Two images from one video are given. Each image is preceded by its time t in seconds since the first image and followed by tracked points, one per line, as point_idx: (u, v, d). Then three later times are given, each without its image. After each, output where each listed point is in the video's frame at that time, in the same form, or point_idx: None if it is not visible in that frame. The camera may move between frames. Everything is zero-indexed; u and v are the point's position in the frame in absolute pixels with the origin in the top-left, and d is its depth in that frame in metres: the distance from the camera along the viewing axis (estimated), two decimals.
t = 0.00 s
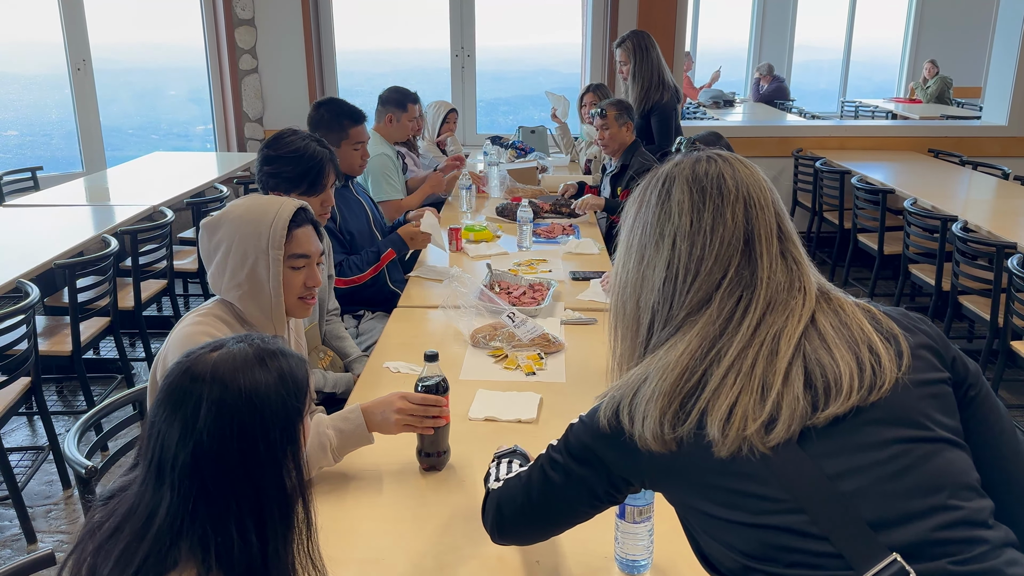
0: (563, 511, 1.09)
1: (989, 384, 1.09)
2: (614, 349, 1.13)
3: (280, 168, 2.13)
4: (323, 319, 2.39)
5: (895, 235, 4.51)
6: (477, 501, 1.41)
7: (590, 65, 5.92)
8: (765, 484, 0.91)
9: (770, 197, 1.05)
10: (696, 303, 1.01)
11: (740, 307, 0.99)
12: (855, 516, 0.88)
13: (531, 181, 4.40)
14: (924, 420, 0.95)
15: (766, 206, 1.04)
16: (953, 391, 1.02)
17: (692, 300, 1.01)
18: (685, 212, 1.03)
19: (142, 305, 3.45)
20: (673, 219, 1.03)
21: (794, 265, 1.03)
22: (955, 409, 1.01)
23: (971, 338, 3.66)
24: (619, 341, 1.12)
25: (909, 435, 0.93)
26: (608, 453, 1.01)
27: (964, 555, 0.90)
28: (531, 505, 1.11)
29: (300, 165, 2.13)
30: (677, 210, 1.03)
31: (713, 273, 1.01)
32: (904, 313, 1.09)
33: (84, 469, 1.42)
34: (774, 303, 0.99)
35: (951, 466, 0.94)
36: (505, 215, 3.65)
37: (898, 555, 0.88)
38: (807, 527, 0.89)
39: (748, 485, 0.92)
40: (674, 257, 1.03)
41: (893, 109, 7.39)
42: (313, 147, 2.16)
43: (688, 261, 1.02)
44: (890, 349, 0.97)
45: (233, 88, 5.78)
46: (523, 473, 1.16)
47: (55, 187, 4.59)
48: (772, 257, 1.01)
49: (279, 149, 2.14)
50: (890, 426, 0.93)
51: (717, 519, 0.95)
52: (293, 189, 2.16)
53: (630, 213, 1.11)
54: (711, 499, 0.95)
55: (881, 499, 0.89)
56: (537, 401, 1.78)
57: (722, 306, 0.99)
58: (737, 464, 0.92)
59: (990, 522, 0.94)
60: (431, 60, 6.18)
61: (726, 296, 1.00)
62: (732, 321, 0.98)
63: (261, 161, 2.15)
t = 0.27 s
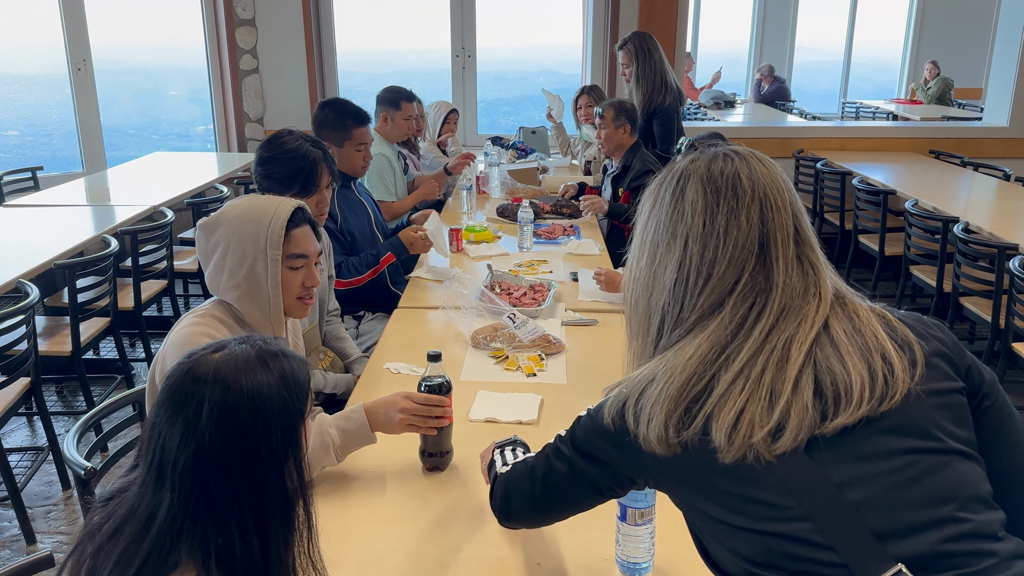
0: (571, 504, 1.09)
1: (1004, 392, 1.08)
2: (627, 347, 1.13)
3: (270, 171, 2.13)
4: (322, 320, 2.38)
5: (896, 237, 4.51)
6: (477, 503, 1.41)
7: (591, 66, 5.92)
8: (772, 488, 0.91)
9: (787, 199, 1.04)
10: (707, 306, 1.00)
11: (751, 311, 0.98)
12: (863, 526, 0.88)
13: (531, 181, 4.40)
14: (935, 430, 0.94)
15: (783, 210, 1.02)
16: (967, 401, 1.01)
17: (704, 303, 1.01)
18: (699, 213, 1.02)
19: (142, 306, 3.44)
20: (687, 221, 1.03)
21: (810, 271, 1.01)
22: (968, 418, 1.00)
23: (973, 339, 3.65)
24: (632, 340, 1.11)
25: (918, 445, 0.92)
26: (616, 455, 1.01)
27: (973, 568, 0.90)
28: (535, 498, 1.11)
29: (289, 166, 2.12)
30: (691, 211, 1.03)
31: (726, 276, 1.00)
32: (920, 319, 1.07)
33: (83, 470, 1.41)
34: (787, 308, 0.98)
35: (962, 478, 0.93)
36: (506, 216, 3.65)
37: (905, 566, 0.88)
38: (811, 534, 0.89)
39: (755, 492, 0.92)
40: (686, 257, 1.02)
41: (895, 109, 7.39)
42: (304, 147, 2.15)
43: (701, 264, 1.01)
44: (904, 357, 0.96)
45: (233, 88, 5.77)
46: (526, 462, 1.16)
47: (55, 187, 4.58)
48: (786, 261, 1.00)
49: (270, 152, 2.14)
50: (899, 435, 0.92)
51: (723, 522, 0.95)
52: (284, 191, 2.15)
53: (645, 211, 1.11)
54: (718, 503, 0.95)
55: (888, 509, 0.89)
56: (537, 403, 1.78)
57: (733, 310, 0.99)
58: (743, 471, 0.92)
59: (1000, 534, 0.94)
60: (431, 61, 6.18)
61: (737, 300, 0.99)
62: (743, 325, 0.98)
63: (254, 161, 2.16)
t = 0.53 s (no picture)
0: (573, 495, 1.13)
1: (989, 393, 1.07)
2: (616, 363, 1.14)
3: (265, 173, 2.13)
4: (322, 321, 2.38)
5: (896, 237, 4.51)
6: (476, 505, 1.41)
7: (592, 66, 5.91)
8: (750, 495, 0.91)
9: (762, 216, 1.03)
10: (686, 325, 1.00)
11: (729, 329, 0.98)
12: (841, 530, 0.89)
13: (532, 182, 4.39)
14: (913, 436, 0.94)
15: (759, 227, 1.02)
16: (946, 405, 1.01)
17: (683, 323, 1.01)
18: (674, 238, 1.02)
19: (142, 306, 3.44)
20: (663, 245, 1.03)
21: (788, 286, 1.00)
22: (948, 422, 1.00)
23: (973, 340, 3.65)
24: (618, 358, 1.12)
25: (898, 450, 0.92)
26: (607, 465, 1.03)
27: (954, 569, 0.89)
28: (562, 489, 1.13)
29: (282, 167, 2.12)
30: (666, 235, 1.02)
31: (702, 296, 0.99)
32: (898, 326, 1.07)
33: (82, 472, 1.41)
34: (765, 325, 0.98)
35: (942, 480, 0.93)
36: (506, 216, 3.64)
37: (884, 567, 0.88)
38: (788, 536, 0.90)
39: (734, 498, 0.93)
40: (666, 283, 1.02)
41: (895, 110, 7.39)
42: (297, 147, 2.14)
43: (678, 287, 1.01)
44: (881, 367, 0.96)
45: (233, 88, 5.77)
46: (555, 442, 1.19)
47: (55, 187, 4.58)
48: (763, 279, 0.99)
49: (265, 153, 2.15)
50: (880, 441, 0.92)
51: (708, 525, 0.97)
52: (279, 191, 2.14)
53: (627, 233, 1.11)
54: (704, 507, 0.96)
55: (867, 513, 0.89)
56: (537, 404, 1.77)
57: (712, 331, 0.99)
58: (725, 482, 0.93)
59: (984, 535, 0.93)
60: (431, 61, 6.17)
61: (714, 319, 0.99)
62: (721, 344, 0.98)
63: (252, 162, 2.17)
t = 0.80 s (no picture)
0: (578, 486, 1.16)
1: (969, 399, 1.07)
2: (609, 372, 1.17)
3: (262, 174, 2.14)
4: (322, 322, 2.38)
5: (897, 238, 4.51)
6: (474, 506, 1.40)
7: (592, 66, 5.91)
8: (730, 498, 0.93)
9: (739, 234, 1.03)
10: (665, 340, 1.02)
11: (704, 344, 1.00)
12: (817, 534, 0.89)
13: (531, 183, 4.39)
14: (886, 443, 0.93)
15: (734, 242, 1.02)
16: (924, 412, 1.00)
17: (664, 339, 1.03)
18: (651, 257, 1.03)
19: (141, 307, 3.44)
20: (642, 263, 1.04)
21: (766, 301, 1.01)
22: (927, 428, 0.99)
23: (973, 340, 3.65)
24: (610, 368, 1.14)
25: (873, 454, 0.92)
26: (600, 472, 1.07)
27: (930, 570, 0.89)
28: (564, 474, 1.16)
29: (278, 168, 2.12)
30: (645, 255, 1.04)
31: (678, 313, 1.01)
32: (878, 335, 1.07)
33: (82, 473, 1.41)
34: (742, 341, 0.98)
35: (918, 483, 0.93)
36: (505, 217, 3.64)
37: (856, 568, 0.88)
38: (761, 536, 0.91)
39: (712, 504, 0.95)
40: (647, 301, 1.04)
41: (894, 110, 7.40)
42: (293, 148, 2.14)
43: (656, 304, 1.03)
44: (856, 377, 0.96)
45: (233, 89, 5.77)
46: (562, 429, 1.21)
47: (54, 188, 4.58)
48: (740, 294, 1.00)
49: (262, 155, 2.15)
50: (857, 448, 0.92)
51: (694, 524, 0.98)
52: (276, 192, 2.15)
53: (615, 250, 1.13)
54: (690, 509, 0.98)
55: (840, 516, 0.89)
56: (537, 405, 1.77)
57: (690, 348, 1.00)
58: (707, 490, 0.95)
59: (961, 537, 0.92)
60: (431, 61, 6.17)
61: (690, 334, 1.00)
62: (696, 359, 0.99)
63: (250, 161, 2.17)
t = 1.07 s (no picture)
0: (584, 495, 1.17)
1: (981, 405, 1.07)
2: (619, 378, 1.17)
3: (261, 177, 2.14)
4: (322, 323, 2.38)
5: (896, 238, 4.51)
6: (473, 507, 1.40)
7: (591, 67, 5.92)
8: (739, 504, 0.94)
9: (750, 239, 1.03)
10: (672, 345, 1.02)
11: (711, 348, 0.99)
12: (823, 541, 0.90)
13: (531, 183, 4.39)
14: (899, 452, 0.94)
15: (743, 248, 1.02)
16: (935, 419, 1.00)
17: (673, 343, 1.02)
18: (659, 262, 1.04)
19: (141, 309, 3.44)
20: (652, 269, 1.05)
21: (776, 306, 1.00)
22: (937, 436, 0.99)
23: (972, 341, 3.65)
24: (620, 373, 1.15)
25: (880, 464, 0.93)
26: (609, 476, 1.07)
27: None
28: (568, 486, 1.17)
29: (277, 170, 2.12)
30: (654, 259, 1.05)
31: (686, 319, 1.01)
32: (890, 340, 1.07)
33: (81, 474, 1.41)
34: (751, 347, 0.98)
35: (927, 494, 0.94)
36: (505, 218, 3.65)
37: None
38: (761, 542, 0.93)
39: (722, 510, 0.96)
40: (657, 306, 1.04)
41: (893, 110, 7.40)
42: (291, 150, 2.14)
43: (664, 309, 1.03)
44: (867, 384, 0.96)
45: (232, 90, 5.77)
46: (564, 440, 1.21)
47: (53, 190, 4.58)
48: (751, 300, 0.99)
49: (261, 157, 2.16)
50: (864, 456, 0.93)
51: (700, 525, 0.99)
52: (275, 194, 2.15)
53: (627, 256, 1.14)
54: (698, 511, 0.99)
55: (846, 525, 0.90)
56: (536, 406, 1.78)
57: (699, 352, 0.99)
58: (716, 495, 0.95)
59: (969, 548, 0.93)
60: (431, 62, 6.17)
61: (697, 338, 0.99)
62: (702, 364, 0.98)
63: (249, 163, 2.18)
